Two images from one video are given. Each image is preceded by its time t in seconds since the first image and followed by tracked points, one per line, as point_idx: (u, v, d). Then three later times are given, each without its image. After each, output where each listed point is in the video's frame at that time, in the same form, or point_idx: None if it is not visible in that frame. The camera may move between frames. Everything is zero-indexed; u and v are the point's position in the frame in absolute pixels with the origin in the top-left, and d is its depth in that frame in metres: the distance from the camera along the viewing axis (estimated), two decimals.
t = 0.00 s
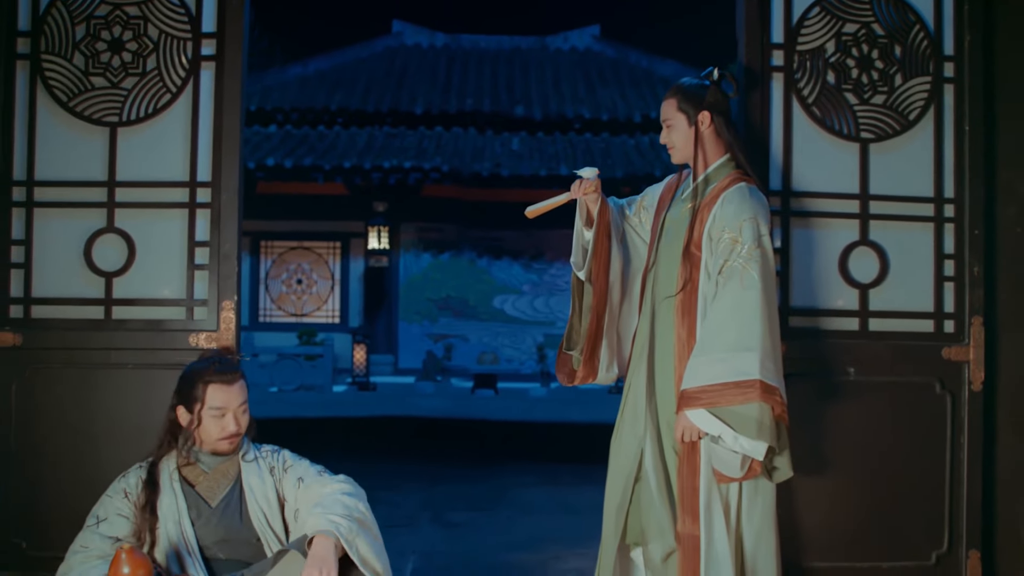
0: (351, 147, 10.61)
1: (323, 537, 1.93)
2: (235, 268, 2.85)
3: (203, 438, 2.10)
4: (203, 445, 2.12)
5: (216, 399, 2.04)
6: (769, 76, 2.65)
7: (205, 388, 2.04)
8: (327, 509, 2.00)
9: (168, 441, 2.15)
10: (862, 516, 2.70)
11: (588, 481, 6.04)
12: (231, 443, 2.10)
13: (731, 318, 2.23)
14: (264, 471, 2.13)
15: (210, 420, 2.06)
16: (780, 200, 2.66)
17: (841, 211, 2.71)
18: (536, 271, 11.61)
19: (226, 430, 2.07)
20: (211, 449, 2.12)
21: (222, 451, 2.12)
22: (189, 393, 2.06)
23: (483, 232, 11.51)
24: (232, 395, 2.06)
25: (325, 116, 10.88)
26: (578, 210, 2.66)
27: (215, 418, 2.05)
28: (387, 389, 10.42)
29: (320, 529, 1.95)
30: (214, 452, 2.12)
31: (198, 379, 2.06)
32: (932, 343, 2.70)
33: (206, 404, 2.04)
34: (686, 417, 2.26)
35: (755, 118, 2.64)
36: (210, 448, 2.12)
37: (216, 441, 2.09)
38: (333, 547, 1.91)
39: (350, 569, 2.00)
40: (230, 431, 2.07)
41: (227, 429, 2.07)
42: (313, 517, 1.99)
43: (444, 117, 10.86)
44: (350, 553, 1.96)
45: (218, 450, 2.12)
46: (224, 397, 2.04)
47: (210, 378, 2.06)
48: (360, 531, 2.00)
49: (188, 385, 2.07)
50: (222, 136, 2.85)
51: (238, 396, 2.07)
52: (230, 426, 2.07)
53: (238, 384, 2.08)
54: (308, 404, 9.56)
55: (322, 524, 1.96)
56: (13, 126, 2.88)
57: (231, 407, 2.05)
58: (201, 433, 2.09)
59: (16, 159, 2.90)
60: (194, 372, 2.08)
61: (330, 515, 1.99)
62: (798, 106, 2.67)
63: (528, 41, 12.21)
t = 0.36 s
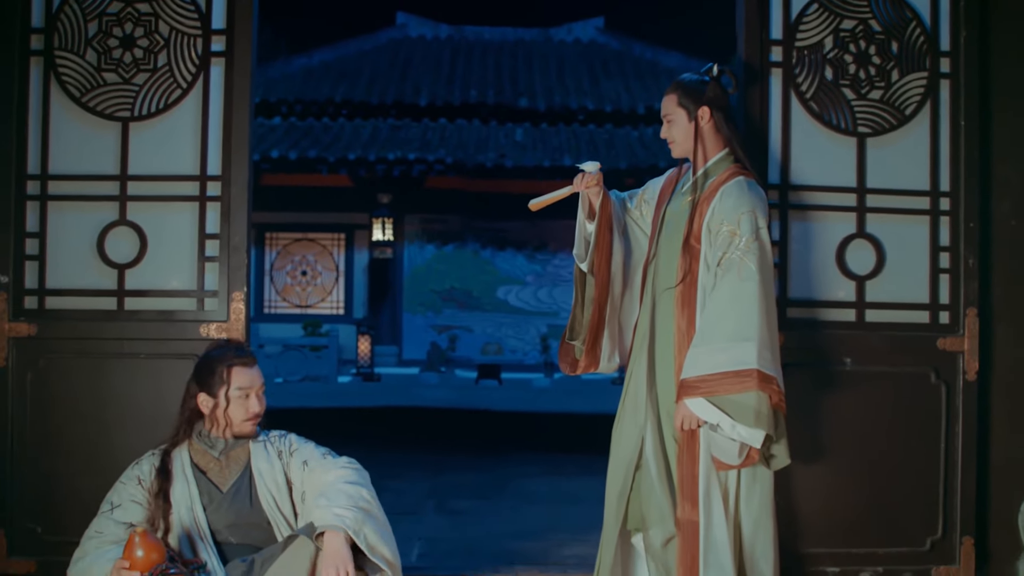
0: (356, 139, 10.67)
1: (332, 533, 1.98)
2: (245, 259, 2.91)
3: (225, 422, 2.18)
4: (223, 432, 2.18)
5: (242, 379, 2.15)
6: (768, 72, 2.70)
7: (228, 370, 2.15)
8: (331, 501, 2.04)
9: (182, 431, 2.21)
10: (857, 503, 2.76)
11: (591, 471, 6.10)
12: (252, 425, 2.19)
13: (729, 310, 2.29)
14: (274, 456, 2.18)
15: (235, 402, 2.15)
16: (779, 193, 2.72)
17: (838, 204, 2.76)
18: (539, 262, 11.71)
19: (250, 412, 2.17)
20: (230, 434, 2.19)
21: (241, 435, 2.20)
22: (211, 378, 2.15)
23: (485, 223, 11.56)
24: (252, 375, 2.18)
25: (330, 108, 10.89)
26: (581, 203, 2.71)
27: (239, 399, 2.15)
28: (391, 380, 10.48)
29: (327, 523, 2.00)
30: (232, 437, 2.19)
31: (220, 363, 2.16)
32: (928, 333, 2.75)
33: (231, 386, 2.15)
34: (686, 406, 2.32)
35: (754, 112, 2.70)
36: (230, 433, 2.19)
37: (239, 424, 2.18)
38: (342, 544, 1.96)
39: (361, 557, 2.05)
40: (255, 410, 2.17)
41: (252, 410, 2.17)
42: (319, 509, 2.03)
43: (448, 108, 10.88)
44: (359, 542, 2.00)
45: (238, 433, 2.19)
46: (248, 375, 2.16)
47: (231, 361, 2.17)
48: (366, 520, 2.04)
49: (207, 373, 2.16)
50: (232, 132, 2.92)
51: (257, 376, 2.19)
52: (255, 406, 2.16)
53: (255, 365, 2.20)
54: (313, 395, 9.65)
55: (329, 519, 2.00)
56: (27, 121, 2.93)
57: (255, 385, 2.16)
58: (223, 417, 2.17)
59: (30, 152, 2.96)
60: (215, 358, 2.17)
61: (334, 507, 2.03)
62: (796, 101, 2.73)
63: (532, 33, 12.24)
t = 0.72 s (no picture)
0: (360, 130, 10.67)
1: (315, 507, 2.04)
2: (254, 251, 2.97)
3: (243, 407, 2.26)
4: (242, 417, 2.27)
5: (258, 363, 2.24)
6: (767, 66, 2.76)
7: (245, 355, 2.24)
8: (320, 482, 2.13)
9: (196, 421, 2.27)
10: (853, 490, 2.82)
11: (595, 461, 6.16)
12: (269, 409, 2.28)
13: (727, 300, 2.35)
14: (284, 443, 2.25)
15: (253, 386, 2.24)
16: (777, 185, 2.78)
17: (836, 197, 2.82)
18: (543, 252, 11.71)
19: (267, 394, 2.26)
20: (247, 419, 2.27)
21: (258, 419, 2.28)
22: (227, 365, 2.23)
23: (490, 214, 11.58)
24: (268, 359, 2.27)
25: (334, 99, 10.88)
26: (583, 196, 2.77)
27: (257, 382, 2.24)
28: (396, 370, 10.53)
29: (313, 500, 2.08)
30: (249, 423, 2.27)
31: (236, 349, 2.24)
32: (923, 323, 2.81)
33: (248, 370, 2.23)
34: (685, 393, 2.39)
35: (753, 107, 2.76)
36: (247, 418, 2.27)
37: (256, 408, 2.26)
38: (320, 517, 2.02)
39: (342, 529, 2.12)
40: (273, 393, 2.26)
41: (269, 393, 2.26)
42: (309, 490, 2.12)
43: (454, 100, 10.81)
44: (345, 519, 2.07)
45: (255, 418, 2.27)
46: (266, 359, 2.25)
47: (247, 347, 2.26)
48: (353, 498, 2.10)
49: (222, 360, 2.24)
50: (241, 125, 2.98)
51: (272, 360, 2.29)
52: (272, 389, 2.26)
53: (269, 350, 2.30)
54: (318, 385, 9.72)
55: (316, 496, 2.08)
56: (40, 114, 3.00)
57: (271, 369, 2.26)
58: (241, 403, 2.25)
59: (44, 145, 3.02)
60: (229, 346, 2.26)
61: (321, 487, 2.11)
62: (795, 96, 2.79)
63: (536, 24, 12.29)
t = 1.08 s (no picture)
0: (364, 124, 10.67)
1: (336, 495, 2.11)
2: (262, 245, 3.04)
3: (254, 396, 2.32)
4: (252, 405, 2.33)
5: (266, 352, 2.30)
6: (765, 64, 2.82)
7: (253, 343, 2.30)
8: (339, 469, 2.20)
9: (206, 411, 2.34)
10: (849, 479, 2.88)
11: (597, 454, 6.21)
12: (279, 396, 2.34)
13: (725, 294, 2.40)
14: (293, 434, 2.32)
15: (263, 374, 2.30)
16: (775, 181, 2.84)
17: (833, 192, 2.88)
18: (546, 246, 11.71)
19: (276, 381, 2.32)
20: (259, 407, 2.34)
21: (269, 408, 2.35)
22: (235, 355, 2.29)
23: (494, 208, 11.64)
24: (275, 347, 2.33)
25: (338, 93, 10.91)
26: (585, 191, 2.82)
27: (265, 370, 2.30)
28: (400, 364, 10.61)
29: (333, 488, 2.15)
30: (262, 411, 2.34)
31: (243, 339, 2.30)
32: (918, 317, 2.87)
33: (256, 359, 2.29)
34: (685, 385, 2.45)
35: (751, 104, 2.82)
36: (259, 407, 2.34)
37: (267, 396, 2.32)
38: (344, 504, 2.10)
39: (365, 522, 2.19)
40: (281, 379, 2.33)
41: (278, 380, 2.32)
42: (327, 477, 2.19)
43: (456, 95, 10.97)
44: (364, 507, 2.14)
45: (266, 407, 2.34)
46: (273, 347, 2.31)
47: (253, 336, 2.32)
48: (370, 487, 2.17)
49: (230, 350, 2.30)
50: (250, 123, 3.04)
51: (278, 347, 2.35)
52: (280, 376, 2.32)
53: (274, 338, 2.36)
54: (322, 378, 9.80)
55: (335, 485, 2.15)
56: (53, 111, 3.06)
57: (279, 356, 2.32)
58: (252, 391, 2.31)
59: (57, 141, 3.08)
60: (237, 336, 2.32)
61: (340, 474, 2.18)
62: (793, 93, 2.85)
63: (539, 19, 12.32)
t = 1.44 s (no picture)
0: (367, 122, 10.75)
1: (342, 485, 2.18)
2: (270, 242, 3.10)
3: (266, 392, 2.38)
4: (262, 401, 2.39)
5: (278, 349, 2.36)
6: (764, 64, 2.88)
7: (266, 342, 2.36)
8: (347, 461, 2.26)
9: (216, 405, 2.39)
10: (844, 472, 2.93)
11: (600, 448, 6.27)
12: (290, 393, 2.41)
13: (723, 290, 2.46)
14: (302, 428, 2.38)
15: (275, 371, 2.36)
16: (773, 179, 2.89)
17: (830, 191, 2.93)
18: (549, 242, 11.77)
19: (287, 379, 2.38)
20: (270, 403, 2.40)
21: (279, 403, 2.41)
22: (247, 352, 2.35)
23: (496, 205, 11.70)
24: (285, 345, 2.39)
25: (342, 90, 10.99)
26: (586, 189, 2.87)
27: (277, 367, 2.36)
28: (403, 360, 10.66)
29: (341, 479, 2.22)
30: (272, 406, 2.40)
31: (254, 337, 2.36)
32: (914, 312, 2.92)
33: (268, 357, 2.35)
34: (683, 379, 2.50)
35: (750, 103, 2.88)
36: (269, 403, 2.40)
37: (278, 392, 2.39)
38: (350, 493, 2.16)
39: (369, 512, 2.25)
40: (292, 376, 2.39)
41: (290, 376, 2.39)
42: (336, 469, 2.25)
43: (460, 91, 10.97)
44: (371, 498, 2.20)
45: (276, 402, 2.40)
46: (284, 345, 2.37)
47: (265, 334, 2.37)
48: (378, 479, 2.23)
49: (243, 347, 2.36)
50: (258, 122, 3.10)
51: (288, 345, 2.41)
52: (291, 373, 2.39)
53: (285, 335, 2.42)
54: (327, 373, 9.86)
55: (343, 476, 2.21)
56: (65, 109, 3.12)
57: (290, 354, 2.38)
58: (263, 387, 2.37)
59: (69, 140, 3.15)
60: (249, 333, 2.37)
61: (349, 465, 2.24)
62: (791, 92, 2.90)
63: (542, 16, 12.37)
